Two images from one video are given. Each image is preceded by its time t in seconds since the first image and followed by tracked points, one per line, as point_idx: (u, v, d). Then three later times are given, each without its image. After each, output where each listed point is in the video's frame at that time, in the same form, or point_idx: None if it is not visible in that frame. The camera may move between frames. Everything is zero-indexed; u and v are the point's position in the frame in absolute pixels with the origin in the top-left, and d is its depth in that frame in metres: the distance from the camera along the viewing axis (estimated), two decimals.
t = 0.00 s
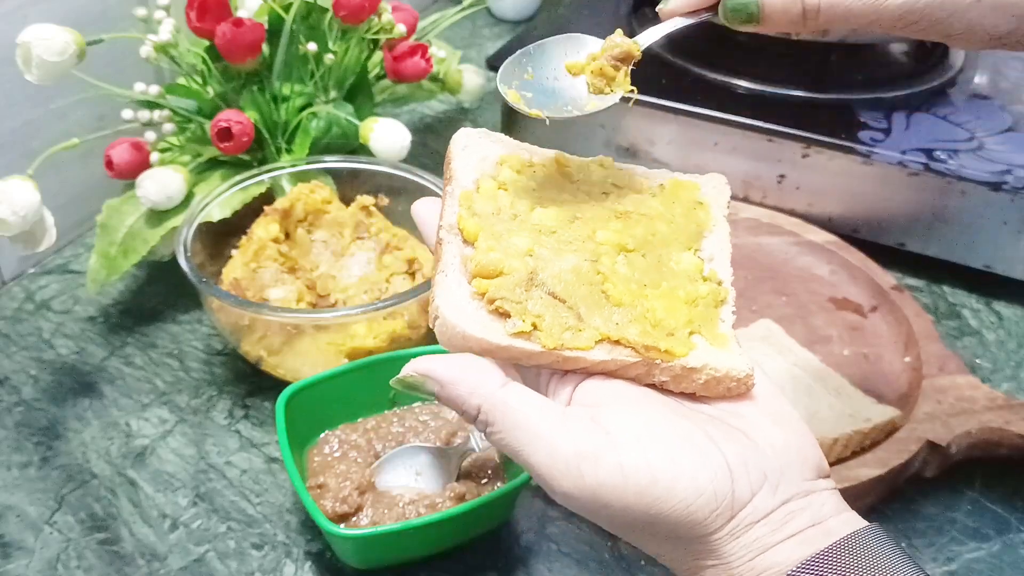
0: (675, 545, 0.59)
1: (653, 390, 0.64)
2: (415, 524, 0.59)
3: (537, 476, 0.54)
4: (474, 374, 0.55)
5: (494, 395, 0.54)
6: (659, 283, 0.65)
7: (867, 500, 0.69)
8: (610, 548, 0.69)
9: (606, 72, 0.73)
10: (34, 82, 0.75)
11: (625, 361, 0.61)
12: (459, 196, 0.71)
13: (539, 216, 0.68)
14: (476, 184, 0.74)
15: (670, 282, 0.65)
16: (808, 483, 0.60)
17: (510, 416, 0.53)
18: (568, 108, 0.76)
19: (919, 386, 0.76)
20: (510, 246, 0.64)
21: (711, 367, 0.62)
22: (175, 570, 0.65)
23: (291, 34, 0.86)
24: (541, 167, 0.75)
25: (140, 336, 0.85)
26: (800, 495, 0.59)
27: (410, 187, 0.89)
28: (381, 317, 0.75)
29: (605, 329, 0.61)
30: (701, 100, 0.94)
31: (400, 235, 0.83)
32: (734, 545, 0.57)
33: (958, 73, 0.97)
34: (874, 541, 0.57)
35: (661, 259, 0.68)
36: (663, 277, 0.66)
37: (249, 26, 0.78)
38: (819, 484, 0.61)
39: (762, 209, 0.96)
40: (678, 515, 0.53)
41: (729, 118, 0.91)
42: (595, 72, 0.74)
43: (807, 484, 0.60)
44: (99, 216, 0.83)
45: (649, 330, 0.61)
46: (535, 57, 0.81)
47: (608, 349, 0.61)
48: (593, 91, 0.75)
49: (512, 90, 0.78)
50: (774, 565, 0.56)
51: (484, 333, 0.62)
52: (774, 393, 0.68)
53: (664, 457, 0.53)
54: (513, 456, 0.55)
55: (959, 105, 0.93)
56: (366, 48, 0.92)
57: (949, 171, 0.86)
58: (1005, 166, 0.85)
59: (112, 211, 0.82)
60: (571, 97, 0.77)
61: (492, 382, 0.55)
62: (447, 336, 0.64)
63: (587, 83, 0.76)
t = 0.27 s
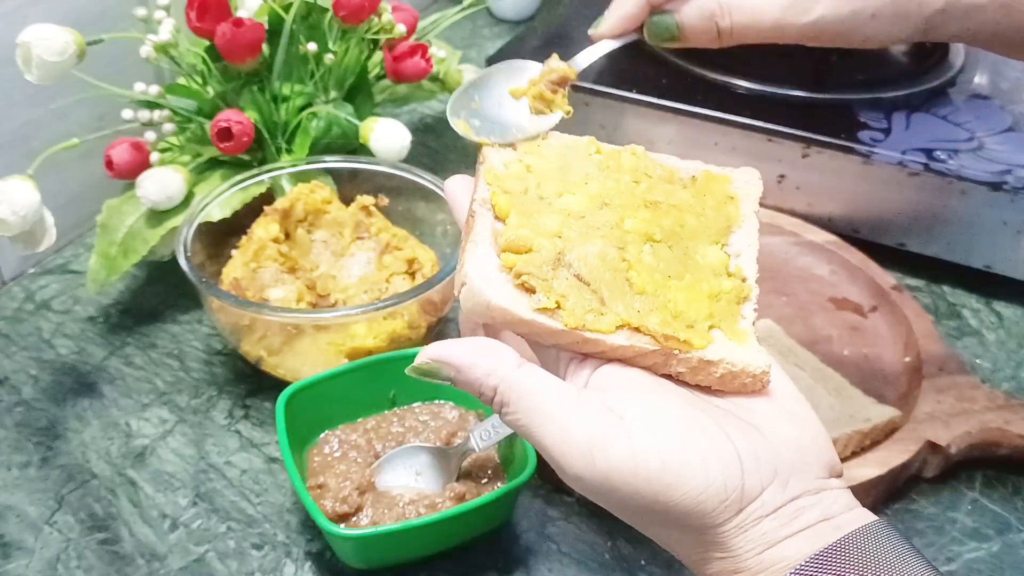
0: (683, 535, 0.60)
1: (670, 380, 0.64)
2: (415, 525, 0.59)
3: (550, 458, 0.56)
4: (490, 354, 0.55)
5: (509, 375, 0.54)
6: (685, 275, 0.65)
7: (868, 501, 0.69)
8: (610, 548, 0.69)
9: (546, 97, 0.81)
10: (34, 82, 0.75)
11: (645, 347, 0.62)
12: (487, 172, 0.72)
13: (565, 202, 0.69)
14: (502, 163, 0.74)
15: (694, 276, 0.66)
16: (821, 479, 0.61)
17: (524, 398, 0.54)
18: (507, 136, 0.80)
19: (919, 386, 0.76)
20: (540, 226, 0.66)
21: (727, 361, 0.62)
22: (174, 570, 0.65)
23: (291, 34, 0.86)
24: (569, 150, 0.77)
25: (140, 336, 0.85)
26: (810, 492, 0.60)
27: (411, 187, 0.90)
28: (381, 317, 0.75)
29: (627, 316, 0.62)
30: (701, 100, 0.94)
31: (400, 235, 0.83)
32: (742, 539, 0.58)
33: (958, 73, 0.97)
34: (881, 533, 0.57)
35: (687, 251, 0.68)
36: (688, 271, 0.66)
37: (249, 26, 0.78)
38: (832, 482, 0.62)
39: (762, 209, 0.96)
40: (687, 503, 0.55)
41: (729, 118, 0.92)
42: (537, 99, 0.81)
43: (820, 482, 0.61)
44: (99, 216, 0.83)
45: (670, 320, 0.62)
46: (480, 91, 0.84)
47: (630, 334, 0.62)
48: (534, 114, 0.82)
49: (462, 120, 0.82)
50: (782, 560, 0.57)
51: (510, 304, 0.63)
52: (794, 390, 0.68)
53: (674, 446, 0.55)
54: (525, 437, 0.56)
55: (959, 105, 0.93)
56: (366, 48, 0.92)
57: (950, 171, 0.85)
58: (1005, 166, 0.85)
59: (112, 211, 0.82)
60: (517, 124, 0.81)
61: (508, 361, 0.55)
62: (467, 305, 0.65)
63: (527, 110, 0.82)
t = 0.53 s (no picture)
0: (706, 526, 0.60)
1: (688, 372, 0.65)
2: (415, 525, 0.59)
3: (573, 449, 0.56)
4: (511, 348, 0.56)
5: (530, 366, 0.55)
6: (703, 267, 0.67)
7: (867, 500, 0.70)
8: (610, 548, 0.69)
9: (562, 94, 0.89)
10: (34, 82, 0.75)
11: (662, 337, 0.63)
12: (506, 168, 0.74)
13: (586, 195, 0.71)
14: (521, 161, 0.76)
15: (712, 269, 0.67)
16: (842, 471, 0.62)
17: (547, 390, 0.55)
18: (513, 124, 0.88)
19: (919, 385, 0.76)
20: (560, 216, 0.67)
21: (745, 354, 0.63)
22: (175, 570, 0.65)
23: (291, 34, 0.86)
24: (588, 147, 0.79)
25: (140, 336, 0.85)
26: (831, 483, 0.60)
27: (410, 187, 0.90)
28: (381, 317, 0.75)
29: (645, 306, 0.63)
30: (701, 100, 0.94)
31: (400, 235, 0.83)
32: (766, 529, 0.58)
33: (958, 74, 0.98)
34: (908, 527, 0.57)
35: (706, 246, 0.69)
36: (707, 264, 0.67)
37: (249, 26, 0.78)
38: (852, 473, 0.62)
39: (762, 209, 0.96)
40: (711, 493, 0.55)
41: (729, 118, 0.91)
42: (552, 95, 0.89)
43: (841, 473, 0.61)
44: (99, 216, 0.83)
45: (687, 311, 0.63)
46: (497, 90, 0.94)
47: (648, 324, 0.63)
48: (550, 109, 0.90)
49: (477, 115, 0.93)
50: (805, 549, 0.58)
51: (532, 291, 0.65)
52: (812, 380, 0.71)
53: (695, 435, 0.55)
54: (548, 429, 0.57)
55: (959, 105, 0.93)
56: (366, 48, 0.92)
57: (949, 171, 0.85)
58: (1005, 166, 0.85)
59: (112, 211, 0.82)
60: (532, 118, 0.88)
61: (528, 354, 0.56)
62: (488, 291, 0.68)
63: (543, 106, 0.89)
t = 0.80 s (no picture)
0: (720, 489, 0.60)
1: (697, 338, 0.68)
2: (415, 525, 0.59)
3: (587, 412, 0.56)
4: (521, 315, 0.56)
5: (541, 331, 0.55)
6: (710, 241, 0.70)
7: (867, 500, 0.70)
8: (610, 548, 0.69)
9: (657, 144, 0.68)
10: (34, 82, 0.75)
11: (676, 301, 0.66)
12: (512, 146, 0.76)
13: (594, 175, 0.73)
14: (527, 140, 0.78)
15: (716, 244, 0.70)
16: (848, 434, 0.63)
17: (561, 350, 0.55)
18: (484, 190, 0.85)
19: (919, 385, 0.76)
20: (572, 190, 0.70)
21: (755, 316, 0.66)
22: (175, 570, 0.65)
23: (291, 34, 0.86)
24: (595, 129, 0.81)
25: (139, 336, 0.85)
26: (840, 444, 0.61)
27: (410, 187, 0.90)
28: (381, 317, 0.75)
29: (658, 272, 0.66)
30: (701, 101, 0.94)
31: (400, 235, 0.83)
32: (781, 487, 0.58)
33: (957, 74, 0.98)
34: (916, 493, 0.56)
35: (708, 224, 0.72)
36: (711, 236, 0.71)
37: (249, 26, 0.78)
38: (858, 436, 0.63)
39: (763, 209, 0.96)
40: (725, 449, 0.56)
41: (730, 118, 0.91)
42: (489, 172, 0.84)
43: (848, 436, 0.62)
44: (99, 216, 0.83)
45: (698, 277, 0.67)
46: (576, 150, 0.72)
47: (661, 288, 0.66)
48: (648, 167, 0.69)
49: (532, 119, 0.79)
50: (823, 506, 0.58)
51: (548, 258, 0.66)
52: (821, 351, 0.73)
53: (708, 394, 0.56)
54: (560, 392, 0.56)
55: (959, 105, 0.93)
56: (366, 48, 0.92)
57: (949, 171, 0.85)
58: (1005, 166, 0.85)
59: (112, 211, 0.82)
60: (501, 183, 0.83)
61: (538, 320, 0.56)
62: (504, 262, 0.68)
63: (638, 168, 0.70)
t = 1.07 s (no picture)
0: (729, 483, 0.61)
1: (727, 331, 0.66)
2: (415, 525, 0.59)
3: (608, 386, 0.57)
4: (557, 279, 0.56)
5: (574, 298, 0.55)
6: (766, 239, 0.68)
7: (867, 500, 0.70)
8: (610, 548, 0.69)
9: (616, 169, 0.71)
10: (33, 82, 0.75)
11: (705, 287, 0.64)
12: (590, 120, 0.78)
13: (666, 161, 0.72)
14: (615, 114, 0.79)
15: (772, 245, 0.68)
16: (870, 453, 0.63)
17: (592, 322, 0.56)
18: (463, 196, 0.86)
19: (919, 385, 0.76)
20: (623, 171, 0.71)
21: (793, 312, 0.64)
22: (175, 570, 0.65)
23: (291, 34, 0.86)
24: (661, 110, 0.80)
25: (139, 336, 0.85)
26: (858, 461, 0.62)
27: (410, 187, 0.90)
28: (381, 317, 0.75)
29: (693, 257, 0.65)
30: (701, 100, 0.94)
31: (400, 235, 0.83)
32: (793, 490, 0.59)
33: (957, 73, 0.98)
34: (931, 514, 0.57)
35: (772, 228, 0.70)
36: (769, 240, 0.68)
37: (249, 26, 0.78)
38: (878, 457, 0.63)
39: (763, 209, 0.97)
40: (742, 441, 0.57)
41: (729, 118, 0.91)
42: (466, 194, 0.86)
43: (869, 454, 0.63)
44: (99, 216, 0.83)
45: (737, 266, 0.65)
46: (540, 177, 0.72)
47: (693, 273, 0.65)
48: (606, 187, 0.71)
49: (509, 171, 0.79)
50: (833, 517, 0.58)
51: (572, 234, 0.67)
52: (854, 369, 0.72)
53: (734, 387, 0.58)
54: (584, 364, 0.57)
55: (959, 105, 0.93)
56: (366, 48, 0.92)
57: (949, 171, 0.85)
58: (1006, 166, 0.85)
59: (112, 211, 0.82)
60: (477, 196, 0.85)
61: (570, 287, 0.56)
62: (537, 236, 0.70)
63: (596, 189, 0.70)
